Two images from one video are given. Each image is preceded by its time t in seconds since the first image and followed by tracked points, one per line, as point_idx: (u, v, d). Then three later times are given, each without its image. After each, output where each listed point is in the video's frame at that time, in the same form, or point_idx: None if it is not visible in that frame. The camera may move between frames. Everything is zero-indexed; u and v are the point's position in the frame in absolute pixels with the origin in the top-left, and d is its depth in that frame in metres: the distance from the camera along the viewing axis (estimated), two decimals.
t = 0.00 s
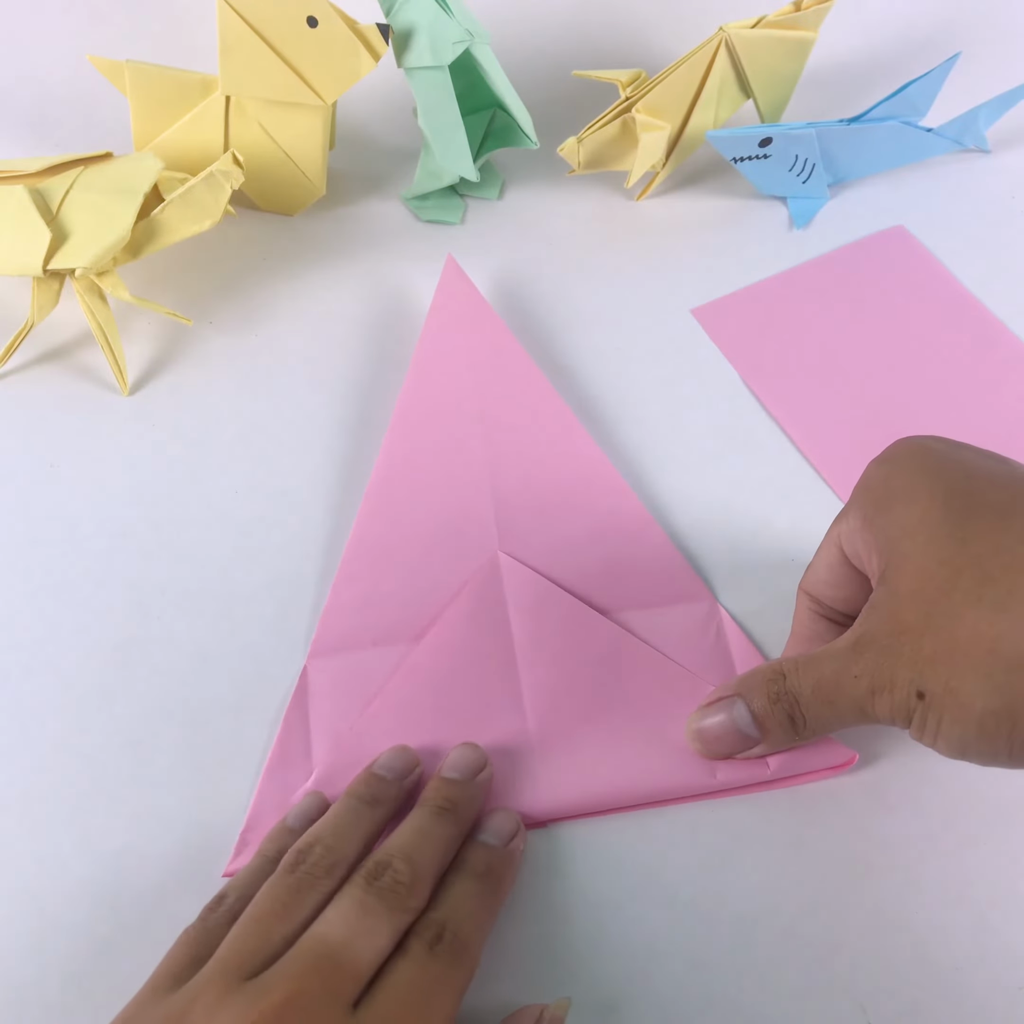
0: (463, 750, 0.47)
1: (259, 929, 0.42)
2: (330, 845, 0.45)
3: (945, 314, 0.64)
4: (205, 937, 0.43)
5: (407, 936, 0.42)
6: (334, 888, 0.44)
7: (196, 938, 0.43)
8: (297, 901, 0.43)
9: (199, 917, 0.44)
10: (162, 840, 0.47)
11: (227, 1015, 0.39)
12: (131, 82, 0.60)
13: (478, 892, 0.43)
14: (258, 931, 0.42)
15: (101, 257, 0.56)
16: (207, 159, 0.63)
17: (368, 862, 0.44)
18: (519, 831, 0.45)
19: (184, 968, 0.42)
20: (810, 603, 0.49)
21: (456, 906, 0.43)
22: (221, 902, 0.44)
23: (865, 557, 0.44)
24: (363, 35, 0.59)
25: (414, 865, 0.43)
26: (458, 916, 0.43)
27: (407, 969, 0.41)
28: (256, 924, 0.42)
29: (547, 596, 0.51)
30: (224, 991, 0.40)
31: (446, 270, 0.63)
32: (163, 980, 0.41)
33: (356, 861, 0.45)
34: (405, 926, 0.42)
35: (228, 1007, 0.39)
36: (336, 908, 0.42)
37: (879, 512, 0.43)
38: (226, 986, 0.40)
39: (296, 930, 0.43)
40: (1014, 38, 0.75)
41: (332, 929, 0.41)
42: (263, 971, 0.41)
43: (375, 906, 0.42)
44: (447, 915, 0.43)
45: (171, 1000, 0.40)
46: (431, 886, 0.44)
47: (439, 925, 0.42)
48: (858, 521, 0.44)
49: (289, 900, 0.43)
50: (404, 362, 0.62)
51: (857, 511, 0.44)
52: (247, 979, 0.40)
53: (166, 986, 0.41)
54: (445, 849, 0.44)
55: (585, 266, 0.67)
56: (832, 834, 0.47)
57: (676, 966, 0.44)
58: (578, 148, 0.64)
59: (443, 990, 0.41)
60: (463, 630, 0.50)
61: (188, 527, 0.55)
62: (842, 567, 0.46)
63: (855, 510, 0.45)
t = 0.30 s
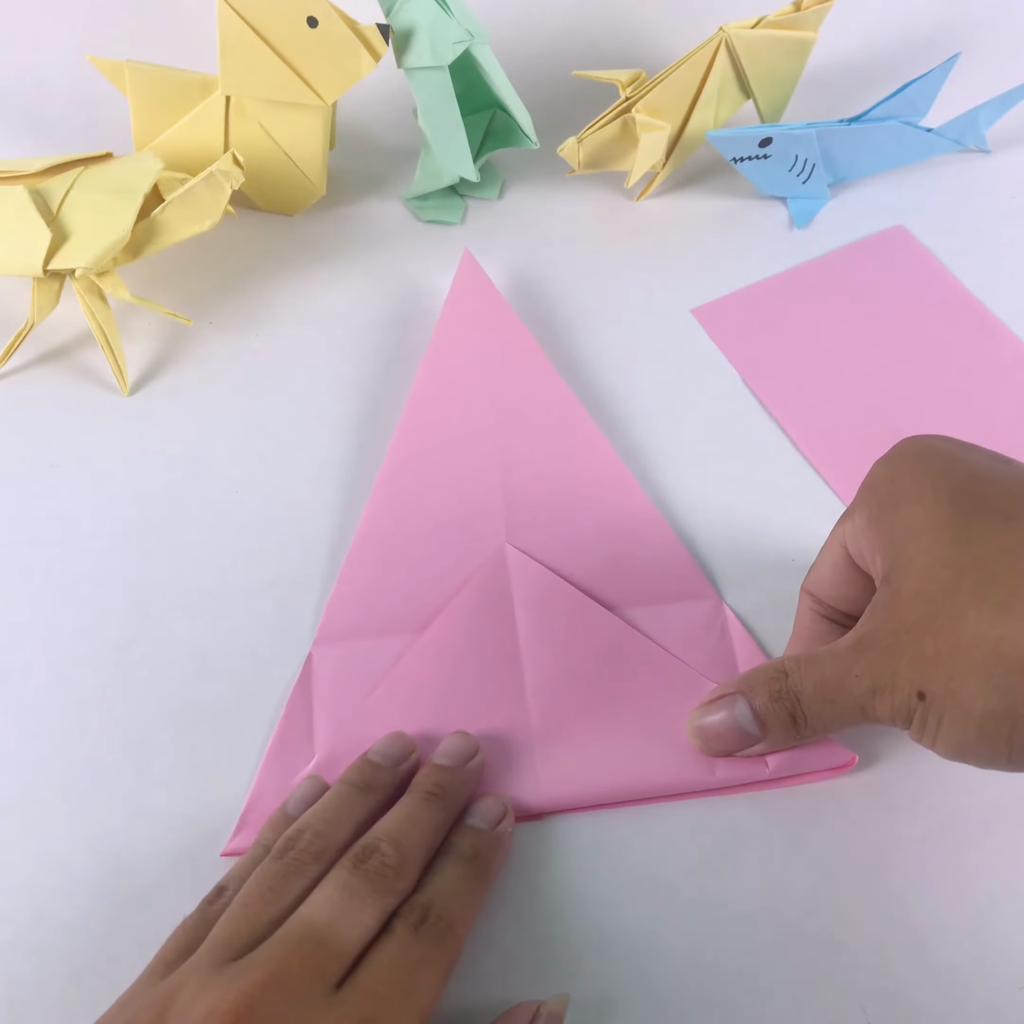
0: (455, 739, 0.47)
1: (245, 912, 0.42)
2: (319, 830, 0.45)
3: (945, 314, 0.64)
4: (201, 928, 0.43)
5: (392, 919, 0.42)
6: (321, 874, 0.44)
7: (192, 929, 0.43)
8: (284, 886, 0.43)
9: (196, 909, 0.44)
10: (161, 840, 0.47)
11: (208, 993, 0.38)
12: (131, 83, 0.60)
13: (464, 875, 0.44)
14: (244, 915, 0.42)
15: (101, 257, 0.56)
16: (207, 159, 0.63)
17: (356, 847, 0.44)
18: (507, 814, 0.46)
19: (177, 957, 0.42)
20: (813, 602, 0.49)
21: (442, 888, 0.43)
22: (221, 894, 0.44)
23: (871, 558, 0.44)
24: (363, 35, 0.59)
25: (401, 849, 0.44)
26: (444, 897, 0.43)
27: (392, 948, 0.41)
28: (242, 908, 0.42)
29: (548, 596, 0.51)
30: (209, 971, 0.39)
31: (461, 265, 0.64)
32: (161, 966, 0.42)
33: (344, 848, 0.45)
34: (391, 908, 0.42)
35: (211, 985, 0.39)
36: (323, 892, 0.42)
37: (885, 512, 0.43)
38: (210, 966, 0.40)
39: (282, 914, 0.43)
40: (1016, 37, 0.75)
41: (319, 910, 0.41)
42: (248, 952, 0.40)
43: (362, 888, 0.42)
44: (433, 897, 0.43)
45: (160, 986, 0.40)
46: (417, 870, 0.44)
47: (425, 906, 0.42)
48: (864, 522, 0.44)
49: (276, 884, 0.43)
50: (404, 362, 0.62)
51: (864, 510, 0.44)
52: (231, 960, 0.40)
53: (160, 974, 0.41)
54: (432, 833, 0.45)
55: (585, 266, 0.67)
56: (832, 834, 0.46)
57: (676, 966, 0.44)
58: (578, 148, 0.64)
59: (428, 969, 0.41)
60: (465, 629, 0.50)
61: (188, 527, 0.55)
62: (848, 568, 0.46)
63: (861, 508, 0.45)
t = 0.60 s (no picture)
0: (454, 732, 0.47)
1: (246, 912, 0.42)
2: (316, 828, 0.45)
3: (944, 314, 0.64)
4: (201, 928, 0.43)
5: (394, 913, 0.42)
6: (320, 871, 0.44)
7: (193, 929, 0.43)
8: (284, 884, 0.43)
9: (196, 909, 0.44)
10: (161, 841, 0.47)
11: (211, 994, 0.38)
12: (131, 82, 0.60)
13: (465, 866, 0.44)
14: (245, 914, 0.42)
15: (100, 257, 0.56)
16: (207, 159, 0.63)
17: (355, 844, 0.44)
18: (507, 808, 0.46)
19: (178, 957, 0.42)
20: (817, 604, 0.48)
21: (444, 881, 0.43)
22: (222, 895, 0.44)
23: (872, 557, 0.44)
24: (363, 34, 0.59)
25: (402, 843, 0.44)
26: (446, 891, 0.43)
27: (394, 943, 0.41)
28: (242, 908, 0.42)
29: (549, 597, 0.51)
30: (211, 971, 0.39)
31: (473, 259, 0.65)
32: (163, 964, 0.41)
33: (343, 846, 0.45)
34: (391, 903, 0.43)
35: (214, 985, 0.38)
36: (325, 889, 0.42)
37: (884, 508, 0.43)
38: (213, 966, 0.40)
39: (284, 913, 0.43)
40: (1016, 37, 0.75)
41: (320, 907, 0.42)
42: (250, 952, 0.40)
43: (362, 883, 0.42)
44: (434, 889, 0.43)
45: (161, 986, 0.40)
46: (418, 864, 0.44)
47: (427, 899, 0.42)
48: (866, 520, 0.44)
49: (275, 883, 0.43)
50: (405, 362, 0.62)
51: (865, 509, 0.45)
52: (234, 960, 0.40)
53: (162, 973, 0.41)
54: (431, 827, 0.45)
55: (586, 265, 0.67)
56: (832, 834, 0.46)
57: (676, 966, 0.44)
58: (578, 148, 0.64)
59: (432, 962, 0.41)
60: (466, 629, 0.50)
61: (188, 527, 0.55)
62: (851, 569, 0.46)
63: (862, 507, 0.45)
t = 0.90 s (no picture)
0: (457, 724, 0.47)
1: (256, 902, 0.42)
2: (322, 815, 0.45)
3: (944, 314, 0.65)
4: (205, 917, 0.43)
5: (406, 898, 0.43)
6: (327, 858, 0.44)
7: (196, 917, 0.43)
8: (293, 873, 0.43)
9: (198, 896, 0.44)
10: (161, 841, 0.47)
11: (227, 988, 0.38)
12: (131, 83, 0.60)
13: (474, 847, 0.44)
14: (254, 904, 0.42)
15: (101, 257, 0.56)
16: (207, 159, 0.63)
17: (363, 829, 0.44)
18: (512, 791, 0.46)
19: (183, 948, 0.42)
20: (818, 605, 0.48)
21: (453, 865, 0.43)
22: (222, 880, 0.44)
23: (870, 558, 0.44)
24: (362, 34, 0.59)
25: (411, 824, 0.44)
26: (458, 874, 0.43)
27: (407, 929, 0.41)
28: (250, 897, 0.42)
29: (548, 597, 0.51)
30: (225, 964, 0.39)
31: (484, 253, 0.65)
32: (166, 954, 0.42)
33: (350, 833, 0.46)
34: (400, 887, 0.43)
35: (229, 978, 0.39)
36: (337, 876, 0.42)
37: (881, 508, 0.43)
38: (226, 959, 0.40)
39: (294, 901, 0.43)
40: (1015, 36, 0.75)
41: (330, 894, 0.42)
42: (264, 943, 0.41)
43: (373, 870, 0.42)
44: (444, 874, 0.43)
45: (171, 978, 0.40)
46: (426, 846, 0.44)
47: (437, 884, 0.43)
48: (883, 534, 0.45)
49: (283, 872, 0.43)
50: (405, 361, 0.62)
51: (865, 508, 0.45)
52: (247, 951, 0.40)
53: (168, 963, 0.41)
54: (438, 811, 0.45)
55: (586, 266, 0.67)
56: (832, 834, 0.46)
57: (676, 966, 0.44)
58: (578, 148, 0.64)
59: (448, 946, 0.41)
60: (467, 629, 0.50)
61: (188, 527, 0.55)
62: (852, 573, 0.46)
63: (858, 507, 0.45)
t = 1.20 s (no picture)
0: (465, 731, 0.46)
1: (260, 891, 0.42)
2: (324, 800, 0.45)
3: (944, 314, 0.65)
4: (207, 904, 0.43)
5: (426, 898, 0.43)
6: (331, 843, 0.44)
7: (197, 906, 0.43)
8: (297, 860, 0.43)
9: (198, 885, 0.44)
10: (160, 841, 0.47)
11: (242, 981, 0.39)
12: (131, 83, 0.60)
13: (498, 848, 0.44)
14: (260, 893, 0.42)
15: (101, 257, 0.56)
16: (207, 159, 0.63)
17: (367, 812, 0.44)
18: (541, 785, 0.46)
19: (182, 934, 0.42)
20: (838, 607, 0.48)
21: (477, 866, 0.43)
22: (222, 870, 0.44)
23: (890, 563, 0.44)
24: (362, 34, 0.59)
25: (421, 810, 0.44)
26: (479, 875, 0.43)
27: (430, 933, 0.41)
28: (255, 885, 0.42)
29: (548, 597, 0.51)
30: (235, 956, 0.40)
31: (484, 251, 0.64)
32: (165, 942, 0.42)
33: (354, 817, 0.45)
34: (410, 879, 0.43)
35: (241, 971, 0.39)
36: (342, 862, 0.42)
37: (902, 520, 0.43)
38: (235, 949, 0.40)
39: (300, 890, 0.43)
40: (1015, 36, 0.75)
41: (336, 884, 0.42)
42: (273, 932, 0.41)
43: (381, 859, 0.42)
44: (468, 876, 0.43)
45: (177, 968, 0.40)
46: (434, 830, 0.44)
47: (460, 887, 0.43)
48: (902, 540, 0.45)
49: (286, 860, 0.43)
50: (404, 361, 0.62)
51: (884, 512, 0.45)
52: (257, 941, 0.41)
53: (168, 951, 0.41)
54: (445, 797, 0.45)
55: (586, 266, 0.67)
56: (832, 834, 0.46)
57: (676, 967, 0.43)
58: (578, 148, 0.64)
59: (466, 949, 0.41)
60: (467, 629, 0.50)
61: (188, 527, 0.55)
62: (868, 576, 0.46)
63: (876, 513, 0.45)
